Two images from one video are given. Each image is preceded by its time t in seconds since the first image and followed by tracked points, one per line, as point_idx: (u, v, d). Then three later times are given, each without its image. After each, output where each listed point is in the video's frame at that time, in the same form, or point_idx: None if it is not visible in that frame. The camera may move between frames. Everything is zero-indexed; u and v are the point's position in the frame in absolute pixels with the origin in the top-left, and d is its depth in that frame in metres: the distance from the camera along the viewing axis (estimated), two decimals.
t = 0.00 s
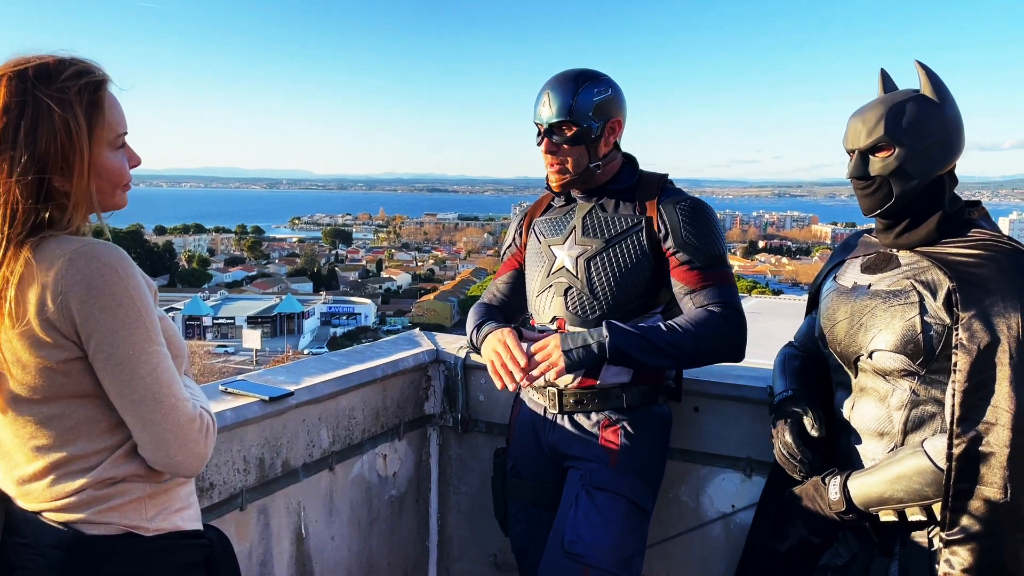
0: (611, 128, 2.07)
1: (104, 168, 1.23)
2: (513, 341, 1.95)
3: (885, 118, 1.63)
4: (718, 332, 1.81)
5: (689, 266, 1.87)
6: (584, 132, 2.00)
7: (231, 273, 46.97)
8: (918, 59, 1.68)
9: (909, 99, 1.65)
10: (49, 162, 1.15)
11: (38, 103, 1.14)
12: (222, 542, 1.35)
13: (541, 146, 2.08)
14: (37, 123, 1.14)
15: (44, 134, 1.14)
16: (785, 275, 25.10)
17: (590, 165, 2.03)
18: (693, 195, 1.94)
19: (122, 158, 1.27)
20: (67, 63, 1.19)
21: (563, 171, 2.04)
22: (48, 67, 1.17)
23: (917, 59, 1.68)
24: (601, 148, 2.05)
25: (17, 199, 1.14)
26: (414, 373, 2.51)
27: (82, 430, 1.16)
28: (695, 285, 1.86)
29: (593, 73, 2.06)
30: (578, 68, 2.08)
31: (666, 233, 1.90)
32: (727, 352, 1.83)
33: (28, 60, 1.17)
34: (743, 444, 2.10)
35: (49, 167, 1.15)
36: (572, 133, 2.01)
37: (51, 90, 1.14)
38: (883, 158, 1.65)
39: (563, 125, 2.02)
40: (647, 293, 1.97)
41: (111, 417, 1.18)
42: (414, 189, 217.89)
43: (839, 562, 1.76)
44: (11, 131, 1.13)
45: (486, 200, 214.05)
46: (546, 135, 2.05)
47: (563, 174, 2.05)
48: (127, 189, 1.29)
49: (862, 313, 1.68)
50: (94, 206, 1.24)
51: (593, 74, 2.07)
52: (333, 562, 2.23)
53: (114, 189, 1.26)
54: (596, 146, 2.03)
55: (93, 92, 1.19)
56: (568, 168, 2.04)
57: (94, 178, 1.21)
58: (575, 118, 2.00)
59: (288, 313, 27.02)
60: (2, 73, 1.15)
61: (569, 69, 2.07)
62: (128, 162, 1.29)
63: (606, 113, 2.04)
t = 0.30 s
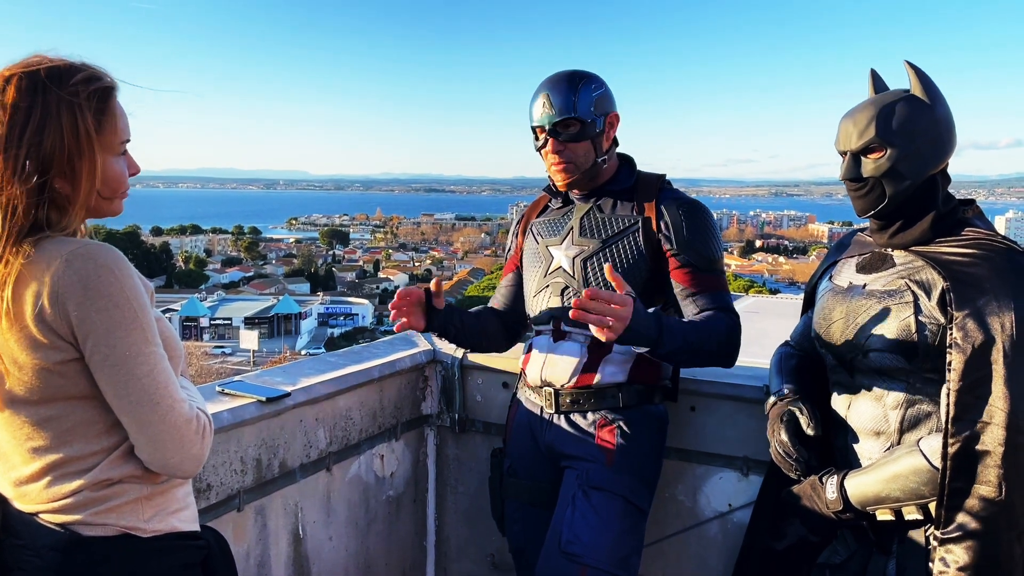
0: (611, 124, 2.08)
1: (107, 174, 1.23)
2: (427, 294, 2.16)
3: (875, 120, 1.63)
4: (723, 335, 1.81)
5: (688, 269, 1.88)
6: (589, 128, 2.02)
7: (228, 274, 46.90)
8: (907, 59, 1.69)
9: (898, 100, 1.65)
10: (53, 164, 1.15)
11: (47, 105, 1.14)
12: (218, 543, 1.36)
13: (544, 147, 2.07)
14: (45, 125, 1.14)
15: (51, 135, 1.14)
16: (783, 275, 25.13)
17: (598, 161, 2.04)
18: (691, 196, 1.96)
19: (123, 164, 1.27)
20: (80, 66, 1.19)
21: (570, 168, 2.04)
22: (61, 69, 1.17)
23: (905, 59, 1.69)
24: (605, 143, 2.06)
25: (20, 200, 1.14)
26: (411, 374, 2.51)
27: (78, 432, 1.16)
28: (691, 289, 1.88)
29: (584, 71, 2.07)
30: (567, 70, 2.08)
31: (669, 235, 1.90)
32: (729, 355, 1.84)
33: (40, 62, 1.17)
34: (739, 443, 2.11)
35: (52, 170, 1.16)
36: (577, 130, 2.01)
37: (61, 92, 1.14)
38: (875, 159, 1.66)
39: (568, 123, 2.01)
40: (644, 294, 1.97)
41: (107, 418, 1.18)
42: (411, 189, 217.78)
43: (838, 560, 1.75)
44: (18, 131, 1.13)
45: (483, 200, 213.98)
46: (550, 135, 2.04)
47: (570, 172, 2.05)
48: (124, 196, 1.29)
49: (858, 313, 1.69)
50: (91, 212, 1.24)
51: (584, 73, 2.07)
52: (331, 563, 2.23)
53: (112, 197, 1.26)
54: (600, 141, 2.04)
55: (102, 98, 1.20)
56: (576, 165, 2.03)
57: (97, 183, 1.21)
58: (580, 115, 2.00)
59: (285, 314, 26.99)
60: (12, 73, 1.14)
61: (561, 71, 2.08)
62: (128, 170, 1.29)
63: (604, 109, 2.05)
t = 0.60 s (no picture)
0: (600, 126, 2.08)
1: (112, 179, 1.23)
2: (405, 322, 2.17)
3: (873, 120, 1.65)
4: (730, 340, 1.84)
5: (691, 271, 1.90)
6: (573, 132, 2.01)
7: (225, 275, 46.83)
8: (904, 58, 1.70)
9: (896, 99, 1.66)
10: (60, 165, 1.16)
11: (59, 106, 1.15)
12: (218, 544, 1.36)
13: (532, 151, 2.09)
14: (56, 125, 1.15)
15: (61, 137, 1.15)
16: (780, 273, 25.19)
17: (584, 164, 2.05)
18: (686, 197, 1.97)
19: (127, 171, 1.27)
20: (96, 72, 1.20)
21: (556, 173, 2.05)
22: (78, 73, 1.18)
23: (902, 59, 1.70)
24: (592, 146, 2.06)
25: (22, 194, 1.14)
26: (409, 374, 2.52)
27: (77, 433, 1.16)
28: (698, 292, 1.91)
29: (575, 73, 2.08)
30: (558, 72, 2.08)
31: (670, 235, 1.91)
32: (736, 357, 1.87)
33: (56, 66, 1.19)
34: (736, 442, 2.11)
35: (58, 171, 1.16)
36: (562, 135, 2.01)
37: (75, 95, 1.16)
38: (873, 159, 1.66)
39: (553, 128, 2.02)
40: (641, 295, 1.97)
41: (105, 420, 1.18)
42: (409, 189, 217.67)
43: (835, 558, 1.78)
44: (28, 130, 1.14)
45: (481, 200, 213.94)
46: (536, 139, 2.06)
47: (557, 176, 2.05)
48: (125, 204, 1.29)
49: (857, 313, 1.70)
50: (93, 217, 1.23)
51: (575, 75, 2.08)
52: (329, 563, 2.23)
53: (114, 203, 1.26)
54: (586, 145, 2.05)
55: (115, 104, 1.21)
56: (562, 169, 2.04)
57: (103, 188, 1.22)
58: (563, 120, 2.00)
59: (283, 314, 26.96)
60: (29, 73, 1.16)
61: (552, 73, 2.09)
62: (133, 179, 1.29)
63: (591, 112, 2.05)
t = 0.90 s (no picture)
0: (595, 123, 2.08)
1: (111, 181, 1.23)
2: (484, 334, 2.18)
3: (868, 121, 1.65)
4: (702, 339, 1.83)
5: (680, 270, 1.89)
6: (569, 130, 2.01)
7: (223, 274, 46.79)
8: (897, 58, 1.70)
9: (891, 99, 1.66)
10: (60, 165, 1.16)
11: (61, 107, 1.15)
12: (217, 543, 1.36)
13: (528, 152, 2.09)
14: (57, 125, 1.15)
15: (61, 137, 1.15)
16: (779, 272, 25.21)
17: (581, 162, 2.05)
18: (679, 195, 1.96)
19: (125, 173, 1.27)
20: (98, 73, 1.21)
21: (554, 172, 2.06)
22: (79, 74, 1.19)
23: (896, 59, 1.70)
24: (589, 144, 2.07)
25: (22, 191, 1.14)
26: (406, 373, 2.52)
27: (74, 432, 1.17)
28: (684, 291, 1.89)
29: (568, 73, 2.08)
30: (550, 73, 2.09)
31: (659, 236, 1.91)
32: (709, 360, 1.86)
33: (57, 67, 1.19)
34: (734, 440, 2.12)
35: (58, 170, 1.16)
36: (557, 134, 2.02)
37: (76, 96, 1.16)
38: (869, 160, 1.67)
39: (547, 128, 2.03)
40: (639, 293, 1.98)
41: (103, 420, 1.18)
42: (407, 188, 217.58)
43: (832, 557, 1.76)
44: (28, 130, 1.14)
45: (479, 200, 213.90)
46: (532, 139, 2.06)
47: (555, 175, 2.06)
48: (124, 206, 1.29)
49: (853, 312, 1.70)
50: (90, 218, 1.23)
51: (568, 74, 2.08)
52: (327, 562, 2.24)
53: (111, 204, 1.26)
54: (582, 142, 2.05)
55: (115, 106, 1.21)
56: (560, 168, 2.05)
57: (102, 188, 1.22)
58: (557, 119, 2.00)
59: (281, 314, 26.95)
60: (31, 73, 1.16)
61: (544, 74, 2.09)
62: (132, 180, 1.29)
63: (586, 110, 2.05)
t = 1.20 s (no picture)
0: (593, 121, 2.08)
1: (110, 178, 1.23)
2: (472, 313, 2.19)
3: (864, 123, 1.65)
4: (696, 339, 1.83)
5: (677, 270, 1.90)
6: (567, 129, 2.02)
7: (222, 273, 46.76)
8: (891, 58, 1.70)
9: (885, 100, 1.66)
10: (58, 163, 1.16)
11: (59, 106, 1.15)
12: (216, 540, 1.35)
13: (528, 152, 2.10)
14: (55, 123, 1.15)
15: (59, 135, 1.15)
16: (778, 271, 25.23)
17: (580, 160, 2.05)
18: (679, 195, 1.96)
19: (124, 171, 1.27)
20: (94, 71, 1.21)
21: (553, 170, 2.05)
22: (76, 73, 1.19)
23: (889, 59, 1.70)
24: (588, 141, 2.07)
25: (22, 189, 1.14)
26: (405, 372, 2.52)
27: (74, 431, 1.17)
28: (683, 289, 1.90)
29: (564, 72, 2.08)
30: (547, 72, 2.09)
31: (658, 235, 1.91)
32: (702, 359, 1.86)
33: (54, 65, 1.19)
34: (732, 439, 2.12)
35: (57, 168, 1.16)
36: (556, 133, 2.02)
37: (73, 94, 1.16)
38: (866, 161, 1.67)
39: (546, 126, 2.03)
40: (637, 292, 1.99)
41: (103, 418, 1.19)
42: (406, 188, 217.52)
43: (831, 555, 1.76)
44: (27, 129, 1.14)
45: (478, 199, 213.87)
46: (531, 139, 2.06)
47: (556, 174, 2.06)
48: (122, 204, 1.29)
49: (852, 311, 1.70)
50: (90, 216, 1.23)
51: (563, 73, 2.08)
52: (327, 561, 2.24)
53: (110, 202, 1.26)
54: (581, 140, 2.05)
55: (113, 104, 1.21)
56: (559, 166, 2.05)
57: (101, 187, 1.22)
58: (556, 117, 2.01)
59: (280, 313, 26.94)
60: (28, 72, 1.17)
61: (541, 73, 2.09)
62: (131, 177, 1.29)
63: (584, 107, 2.05)
